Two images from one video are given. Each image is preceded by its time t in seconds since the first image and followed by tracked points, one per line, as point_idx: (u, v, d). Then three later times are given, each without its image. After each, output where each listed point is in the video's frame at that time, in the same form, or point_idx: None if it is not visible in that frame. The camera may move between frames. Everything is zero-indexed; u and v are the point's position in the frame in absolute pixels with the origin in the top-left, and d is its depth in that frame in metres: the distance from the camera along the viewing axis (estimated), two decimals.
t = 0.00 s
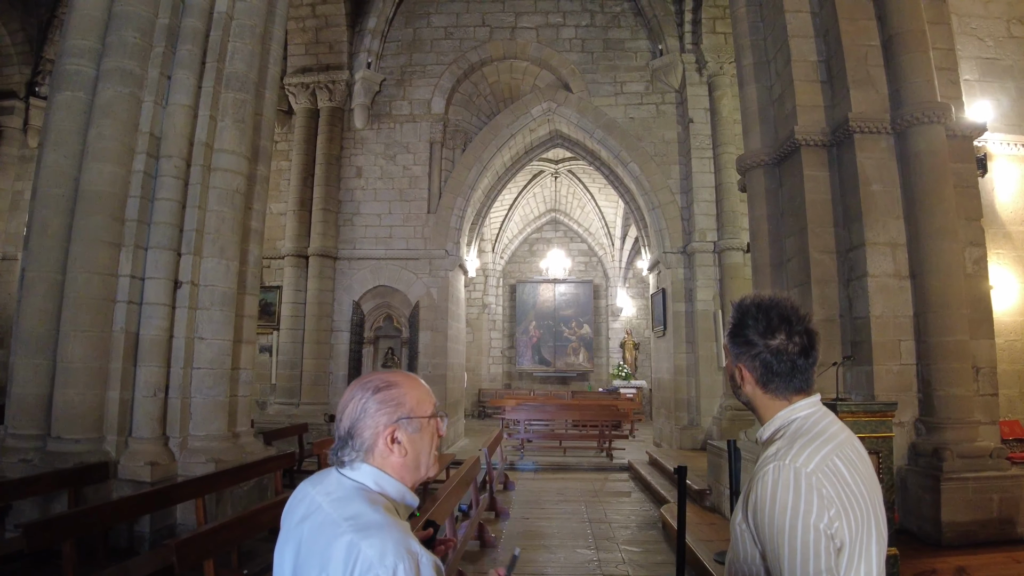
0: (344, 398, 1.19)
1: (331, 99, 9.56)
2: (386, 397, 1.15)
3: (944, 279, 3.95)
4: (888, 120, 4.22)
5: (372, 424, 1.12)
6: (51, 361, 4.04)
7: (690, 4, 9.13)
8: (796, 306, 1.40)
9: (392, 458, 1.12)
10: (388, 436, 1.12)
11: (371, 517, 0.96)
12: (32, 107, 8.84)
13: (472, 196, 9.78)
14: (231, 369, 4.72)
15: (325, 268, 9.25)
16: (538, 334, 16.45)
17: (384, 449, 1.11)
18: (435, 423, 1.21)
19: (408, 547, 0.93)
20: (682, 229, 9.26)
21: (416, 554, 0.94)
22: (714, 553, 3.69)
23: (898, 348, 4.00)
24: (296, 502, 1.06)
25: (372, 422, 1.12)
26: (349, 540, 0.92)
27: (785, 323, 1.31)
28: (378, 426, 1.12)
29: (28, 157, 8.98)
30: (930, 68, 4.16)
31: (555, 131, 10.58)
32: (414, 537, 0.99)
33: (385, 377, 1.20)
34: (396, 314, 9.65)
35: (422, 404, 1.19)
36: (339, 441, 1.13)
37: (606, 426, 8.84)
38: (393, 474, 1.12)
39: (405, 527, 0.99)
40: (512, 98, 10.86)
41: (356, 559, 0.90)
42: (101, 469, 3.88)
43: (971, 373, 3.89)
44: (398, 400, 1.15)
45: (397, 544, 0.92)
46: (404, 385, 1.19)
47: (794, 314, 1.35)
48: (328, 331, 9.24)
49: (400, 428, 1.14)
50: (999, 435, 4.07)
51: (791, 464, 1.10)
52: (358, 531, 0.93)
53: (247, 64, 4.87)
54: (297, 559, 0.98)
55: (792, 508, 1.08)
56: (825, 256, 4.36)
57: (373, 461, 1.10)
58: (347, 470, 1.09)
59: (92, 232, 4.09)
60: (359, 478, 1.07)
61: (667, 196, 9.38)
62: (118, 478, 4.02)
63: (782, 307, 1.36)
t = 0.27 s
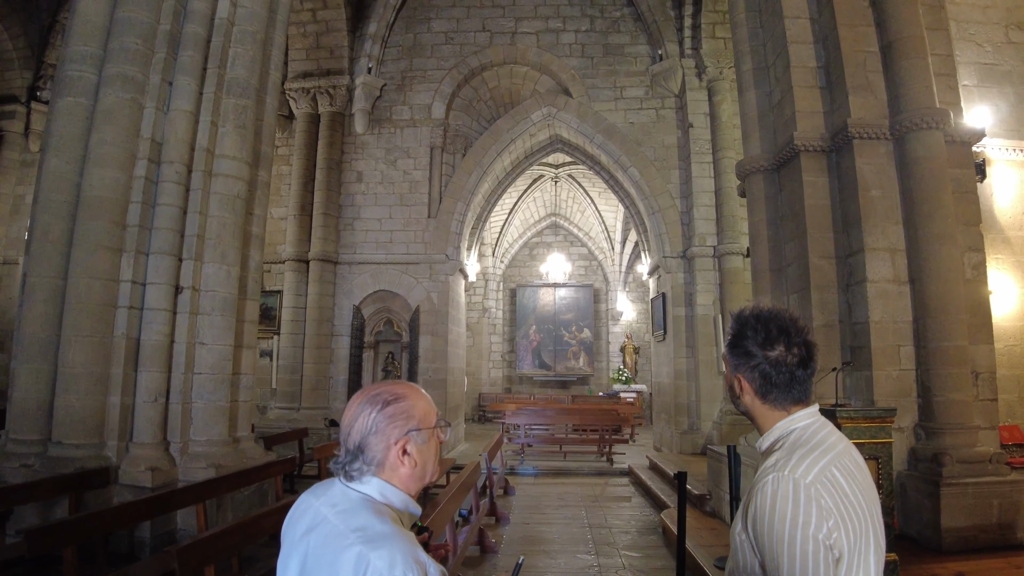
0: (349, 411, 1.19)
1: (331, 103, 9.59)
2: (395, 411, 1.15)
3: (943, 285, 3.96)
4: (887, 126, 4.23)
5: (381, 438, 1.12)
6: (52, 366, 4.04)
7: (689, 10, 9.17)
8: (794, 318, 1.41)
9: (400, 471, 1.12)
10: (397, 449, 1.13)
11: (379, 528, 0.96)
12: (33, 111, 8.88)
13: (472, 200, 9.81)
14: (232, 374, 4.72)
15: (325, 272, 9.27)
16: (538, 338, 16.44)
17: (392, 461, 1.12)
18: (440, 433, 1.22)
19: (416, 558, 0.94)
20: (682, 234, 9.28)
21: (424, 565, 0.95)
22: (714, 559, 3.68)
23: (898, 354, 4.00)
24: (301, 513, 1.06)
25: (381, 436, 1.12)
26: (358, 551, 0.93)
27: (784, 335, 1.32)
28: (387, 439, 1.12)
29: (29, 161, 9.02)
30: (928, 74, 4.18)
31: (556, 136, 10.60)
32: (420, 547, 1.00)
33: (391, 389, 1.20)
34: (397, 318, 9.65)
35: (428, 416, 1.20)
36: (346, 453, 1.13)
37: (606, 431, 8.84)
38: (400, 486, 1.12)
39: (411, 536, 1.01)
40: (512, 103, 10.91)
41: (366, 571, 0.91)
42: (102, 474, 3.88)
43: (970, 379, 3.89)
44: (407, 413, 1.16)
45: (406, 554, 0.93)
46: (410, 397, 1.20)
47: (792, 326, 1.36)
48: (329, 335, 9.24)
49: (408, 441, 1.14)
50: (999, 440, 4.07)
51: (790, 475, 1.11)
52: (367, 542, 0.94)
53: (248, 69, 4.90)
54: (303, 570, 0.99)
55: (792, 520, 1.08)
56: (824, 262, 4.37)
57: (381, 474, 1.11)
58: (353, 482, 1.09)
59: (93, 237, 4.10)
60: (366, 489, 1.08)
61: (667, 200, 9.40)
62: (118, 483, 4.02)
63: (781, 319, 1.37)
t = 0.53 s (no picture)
0: (351, 428, 1.18)
1: (332, 112, 9.65)
2: (399, 429, 1.15)
3: (942, 294, 3.96)
4: (885, 136, 4.26)
5: (385, 457, 1.12)
6: (52, 376, 4.05)
7: (688, 19, 9.24)
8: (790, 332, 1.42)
9: (402, 488, 1.12)
10: (399, 467, 1.13)
11: (383, 547, 0.97)
12: (35, 120, 8.94)
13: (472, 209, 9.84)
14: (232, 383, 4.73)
15: (326, 281, 9.28)
16: (538, 347, 16.43)
17: (395, 479, 1.12)
18: (440, 450, 1.23)
19: None
20: (681, 242, 9.30)
21: None
22: (714, 569, 3.67)
23: (897, 363, 4.01)
24: (302, 531, 1.06)
25: (384, 455, 1.12)
26: (363, 571, 0.93)
27: (781, 350, 1.34)
28: (391, 458, 1.12)
29: (31, 169, 9.07)
30: (925, 84, 4.21)
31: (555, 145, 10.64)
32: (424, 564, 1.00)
33: (393, 407, 1.20)
34: (397, 327, 9.66)
35: (429, 433, 1.20)
36: (347, 471, 1.12)
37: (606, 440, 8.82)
38: (401, 504, 1.13)
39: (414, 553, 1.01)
40: (512, 112, 10.99)
41: None
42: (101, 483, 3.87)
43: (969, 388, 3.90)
44: (410, 431, 1.16)
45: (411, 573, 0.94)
46: (411, 414, 1.21)
47: (789, 341, 1.37)
48: (329, 344, 9.24)
49: (411, 458, 1.15)
50: (998, 450, 4.07)
51: (786, 491, 1.12)
52: (372, 561, 0.94)
53: (249, 79, 4.94)
54: None
55: (788, 535, 1.09)
56: (823, 271, 4.39)
57: (384, 492, 1.11)
58: (356, 500, 1.09)
59: (94, 247, 4.12)
60: (368, 507, 1.08)
61: (666, 209, 9.43)
62: (118, 493, 4.01)
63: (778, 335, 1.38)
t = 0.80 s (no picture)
0: (345, 452, 1.17)
1: (333, 128, 9.74)
2: (395, 453, 1.15)
3: (941, 308, 3.98)
4: (881, 151, 4.30)
5: (380, 482, 1.12)
6: (52, 390, 4.05)
7: (685, 36, 9.35)
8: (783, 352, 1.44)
9: (397, 512, 1.12)
10: (395, 491, 1.13)
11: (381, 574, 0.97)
12: (38, 134, 9.03)
13: (472, 223, 9.88)
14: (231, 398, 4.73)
15: (326, 295, 9.30)
16: (538, 361, 16.41)
17: (390, 503, 1.12)
18: (433, 471, 1.24)
19: None
20: (680, 256, 9.34)
21: None
22: None
23: (895, 377, 4.02)
24: (298, 554, 1.06)
25: (380, 480, 1.12)
26: None
27: (774, 370, 1.35)
28: (386, 482, 1.12)
29: (33, 183, 9.13)
30: (920, 100, 4.27)
31: (555, 159, 10.71)
32: None
33: (387, 430, 1.19)
34: (396, 341, 9.67)
35: (424, 455, 1.21)
36: (343, 495, 1.12)
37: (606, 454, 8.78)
38: (397, 526, 1.13)
39: None
40: (512, 127, 11.11)
41: None
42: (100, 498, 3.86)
43: (969, 402, 3.90)
44: (406, 454, 1.16)
45: None
46: (406, 437, 1.21)
47: (782, 361, 1.39)
48: (328, 358, 9.23)
49: (407, 483, 1.14)
50: (999, 464, 4.05)
51: (778, 512, 1.13)
52: None
53: (250, 95, 5.01)
54: None
55: (780, 555, 1.10)
56: (821, 286, 4.42)
57: (379, 516, 1.10)
58: (351, 524, 1.09)
59: (96, 262, 4.14)
60: (364, 531, 1.08)
61: (665, 223, 9.48)
62: (116, 509, 3.99)
63: (770, 355, 1.40)
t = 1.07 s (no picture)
0: (331, 482, 1.17)
1: (334, 147, 9.84)
2: (381, 482, 1.14)
3: (939, 326, 3.99)
4: (877, 170, 4.35)
5: (369, 510, 1.11)
6: (50, 408, 4.03)
7: (683, 57, 9.49)
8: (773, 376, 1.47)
9: (387, 538, 1.12)
10: (385, 517, 1.13)
11: None
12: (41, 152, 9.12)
13: (472, 242, 9.94)
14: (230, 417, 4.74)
15: (325, 313, 9.31)
16: (538, 379, 16.36)
17: (380, 530, 1.11)
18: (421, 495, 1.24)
19: None
20: (680, 274, 9.37)
21: None
22: None
23: (894, 396, 4.03)
24: None
25: (369, 508, 1.12)
26: None
27: (765, 395, 1.38)
28: (376, 511, 1.12)
29: (35, 200, 9.21)
30: (915, 121, 4.33)
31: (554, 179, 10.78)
32: None
33: (375, 458, 1.20)
34: (396, 359, 9.64)
35: (411, 480, 1.21)
36: (332, 525, 1.12)
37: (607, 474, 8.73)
38: (387, 553, 1.12)
39: None
40: (512, 147, 11.23)
41: None
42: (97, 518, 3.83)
43: (968, 421, 3.90)
44: (392, 482, 1.16)
45: None
46: (393, 463, 1.20)
47: (773, 386, 1.42)
48: (327, 377, 9.21)
49: (395, 509, 1.15)
50: (1000, 483, 4.03)
51: (771, 537, 1.14)
52: None
53: (251, 116, 5.11)
54: None
55: None
56: (819, 304, 4.44)
57: (370, 543, 1.10)
58: (342, 552, 1.08)
59: (96, 280, 4.15)
60: (355, 560, 1.07)
61: (664, 241, 9.53)
62: (113, 528, 3.96)
63: (761, 379, 1.43)
